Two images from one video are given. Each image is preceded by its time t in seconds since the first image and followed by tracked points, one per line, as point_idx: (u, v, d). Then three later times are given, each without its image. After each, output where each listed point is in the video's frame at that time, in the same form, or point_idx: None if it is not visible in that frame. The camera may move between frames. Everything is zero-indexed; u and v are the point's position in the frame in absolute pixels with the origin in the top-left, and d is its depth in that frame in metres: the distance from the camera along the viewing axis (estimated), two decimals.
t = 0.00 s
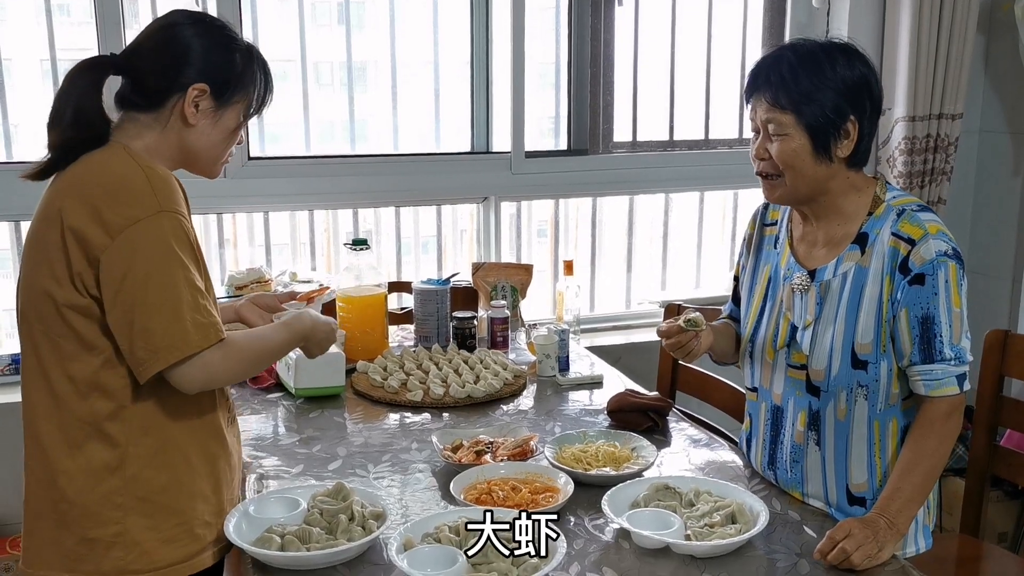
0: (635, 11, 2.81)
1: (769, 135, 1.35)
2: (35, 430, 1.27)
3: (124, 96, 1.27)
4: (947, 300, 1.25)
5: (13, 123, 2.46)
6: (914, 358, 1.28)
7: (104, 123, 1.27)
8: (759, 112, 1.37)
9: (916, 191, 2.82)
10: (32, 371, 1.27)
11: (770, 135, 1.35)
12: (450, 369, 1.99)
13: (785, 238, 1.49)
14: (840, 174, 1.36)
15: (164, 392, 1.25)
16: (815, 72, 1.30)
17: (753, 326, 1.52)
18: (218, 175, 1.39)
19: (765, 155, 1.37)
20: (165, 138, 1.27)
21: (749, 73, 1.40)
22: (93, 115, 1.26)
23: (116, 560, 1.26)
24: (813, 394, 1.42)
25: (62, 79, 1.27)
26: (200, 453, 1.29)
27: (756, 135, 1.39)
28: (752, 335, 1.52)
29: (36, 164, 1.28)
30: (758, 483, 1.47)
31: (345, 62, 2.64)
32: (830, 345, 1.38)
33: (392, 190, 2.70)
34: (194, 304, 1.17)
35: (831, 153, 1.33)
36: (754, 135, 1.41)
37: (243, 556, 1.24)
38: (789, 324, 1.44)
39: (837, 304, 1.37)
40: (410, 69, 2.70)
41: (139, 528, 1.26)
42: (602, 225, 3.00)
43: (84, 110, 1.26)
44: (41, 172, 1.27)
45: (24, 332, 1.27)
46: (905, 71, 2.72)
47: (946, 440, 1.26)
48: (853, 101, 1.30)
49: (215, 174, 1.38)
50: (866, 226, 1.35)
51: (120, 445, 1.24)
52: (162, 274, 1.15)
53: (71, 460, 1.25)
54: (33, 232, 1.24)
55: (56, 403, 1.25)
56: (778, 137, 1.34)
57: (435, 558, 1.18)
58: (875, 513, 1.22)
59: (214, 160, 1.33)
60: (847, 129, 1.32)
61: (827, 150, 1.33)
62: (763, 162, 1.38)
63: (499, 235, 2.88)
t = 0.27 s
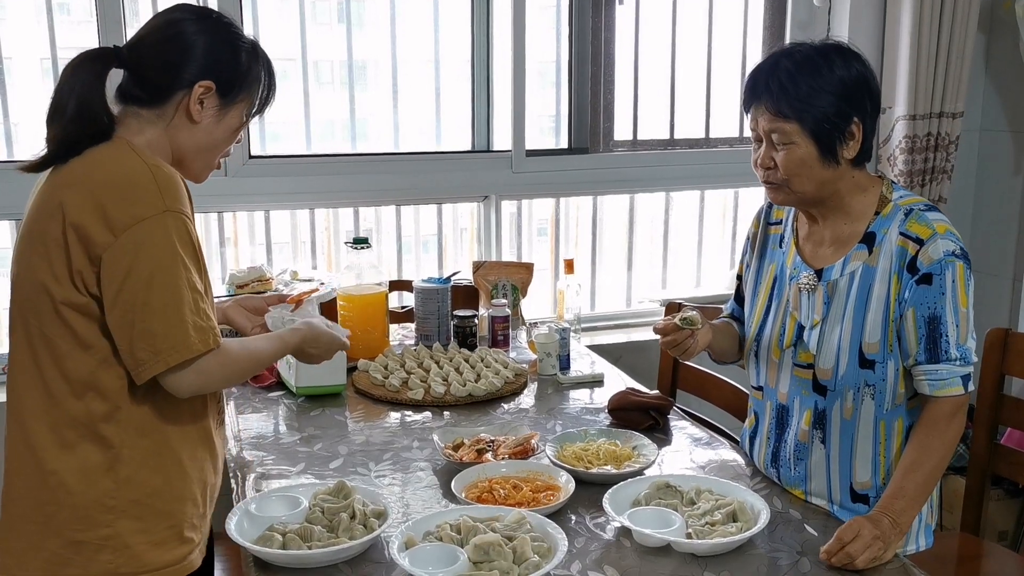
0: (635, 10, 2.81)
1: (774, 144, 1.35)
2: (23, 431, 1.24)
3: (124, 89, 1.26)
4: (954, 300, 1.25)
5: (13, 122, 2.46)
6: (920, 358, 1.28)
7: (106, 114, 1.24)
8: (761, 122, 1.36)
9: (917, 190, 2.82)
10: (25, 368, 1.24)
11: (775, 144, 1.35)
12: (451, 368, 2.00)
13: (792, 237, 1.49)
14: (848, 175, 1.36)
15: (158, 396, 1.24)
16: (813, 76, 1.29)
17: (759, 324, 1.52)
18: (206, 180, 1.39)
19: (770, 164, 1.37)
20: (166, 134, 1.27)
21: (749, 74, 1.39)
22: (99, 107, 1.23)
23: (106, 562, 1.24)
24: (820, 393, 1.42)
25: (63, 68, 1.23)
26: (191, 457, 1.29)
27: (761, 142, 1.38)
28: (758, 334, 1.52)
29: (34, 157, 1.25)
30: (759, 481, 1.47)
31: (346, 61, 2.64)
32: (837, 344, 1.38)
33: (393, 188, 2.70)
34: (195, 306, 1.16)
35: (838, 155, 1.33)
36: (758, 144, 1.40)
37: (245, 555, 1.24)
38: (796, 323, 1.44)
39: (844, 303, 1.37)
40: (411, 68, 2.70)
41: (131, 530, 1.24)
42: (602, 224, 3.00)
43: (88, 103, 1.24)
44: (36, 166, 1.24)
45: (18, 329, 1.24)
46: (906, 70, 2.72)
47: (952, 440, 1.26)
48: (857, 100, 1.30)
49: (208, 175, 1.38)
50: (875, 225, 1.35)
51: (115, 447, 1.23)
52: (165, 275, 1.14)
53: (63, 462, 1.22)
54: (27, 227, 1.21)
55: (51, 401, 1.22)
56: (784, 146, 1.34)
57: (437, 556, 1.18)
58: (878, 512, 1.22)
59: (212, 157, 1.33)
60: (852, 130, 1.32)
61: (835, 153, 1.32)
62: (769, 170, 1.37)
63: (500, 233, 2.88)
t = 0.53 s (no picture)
0: (635, 9, 2.81)
1: (775, 153, 1.34)
2: (25, 425, 1.24)
3: (124, 87, 1.25)
4: (956, 299, 1.25)
5: (13, 121, 2.46)
6: (921, 357, 1.28)
7: (106, 112, 1.24)
8: (761, 131, 1.35)
9: (917, 189, 2.82)
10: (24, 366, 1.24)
11: (777, 152, 1.34)
12: (451, 367, 2.00)
13: (795, 237, 1.49)
14: (850, 177, 1.36)
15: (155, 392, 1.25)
16: (811, 80, 1.28)
17: (759, 325, 1.52)
18: (215, 171, 1.39)
19: (772, 172, 1.36)
20: (165, 133, 1.27)
21: (749, 77, 1.38)
22: (98, 104, 1.23)
23: (109, 554, 1.25)
24: (821, 393, 1.42)
25: (65, 65, 1.24)
26: (190, 447, 1.31)
27: (761, 146, 1.38)
28: (758, 334, 1.52)
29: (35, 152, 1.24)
30: (759, 480, 1.47)
31: (346, 60, 2.64)
32: (839, 343, 1.38)
33: (393, 187, 2.70)
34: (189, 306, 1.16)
35: (840, 160, 1.32)
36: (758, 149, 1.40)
37: (245, 553, 1.24)
38: (798, 323, 1.45)
39: (847, 303, 1.37)
40: (411, 67, 2.70)
41: (134, 522, 1.25)
42: (602, 223, 3.00)
43: (88, 101, 1.23)
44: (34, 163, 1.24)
45: (18, 326, 1.24)
46: (907, 69, 2.72)
47: (953, 439, 1.26)
48: (858, 100, 1.29)
49: (213, 170, 1.38)
50: (877, 224, 1.35)
51: (116, 440, 1.23)
52: (160, 273, 1.14)
53: (66, 455, 1.22)
54: (26, 224, 1.22)
55: (51, 397, 1.23)
56: (785, 155, 1.33)
57: (437, 554, 1.18)
58: (877, 512, 1.22)
59: (212, 156, 1.33)
60: (854, 135, 1.32)
61: (837, 159, 1.32)
62: (773, 178, 1.37)
63: (500, 232, 2.88)
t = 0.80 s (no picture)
0: (635, 7, 2.81)
1: (772, 150, 1.34)
2: (46, 422, 1.29)
3: (126, 92, 1.28)
4: (955, 297, 1.25)
5: (12, 120, 2.46)
6: (921, 355, 1.27)
7: (111, 116, 1.26)
8: (759, 129, 1.35)
9: (916, 187, 2.82)
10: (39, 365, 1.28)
11: (773, 150, 1.34)
12: (450, 365, 2.00)
13: (794, 235, 1.49)
14: (849, 175, 1.35)
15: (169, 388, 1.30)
16: (807, 81, 1.28)
17: (759, 324, 1.52)
18: (213, 170, 1.42)
19: (771, 169, 1.37)
20: (165, 135, 1.30)
21: (746, 80, 1.37)
22: (101, 110, 1.25)
23: (133, 543, 1.30)
24: (818, 391, 1.42)
25: (69, 72, 1.27)
26: (203, 436, 1.36)
27: (759, 147, 1.38)
28: (757, 333, 1.53)
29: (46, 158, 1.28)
30: (758, 478, 1.47)
31: (345, 58, 2.63)
32: (837, 342, 1.38)
33: (392, 186, 2.70)
34: (198, 305, 1.20)
35: (838, 158, 1.32)
36: (758, 149, 1.39)
37: (243, 551, 1.24)
38: (796, 321, 1.44)
39: (845, 301, 1.37)
40: (410, 65, 2.70)
41: (155, 511, 1.30)
42: (602, 222, 3.00)
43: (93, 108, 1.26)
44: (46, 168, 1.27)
45: (30, 326, 1.28)
46: (906, 67, 2.72)
47: (953, 437, 1.26)
48: (854, 102, 1.29)
49: (210, 168, 1.41)
50: (876, 222, 1.35)
51: (133, 434, 1.28)
52: (169, 275, 1.18)
53: (85, 450, 1.27)
54: (38, 228, 1.25)
55: (68, 395, 1.27)
56: (782, 152, 1.33)
57: (435, 552, 1.18)
58: (875, 509, 1.22)
59: (210, 156, 1.36)
60: (850, 133, 1.31)
61: (834, 158, 1.32)
62: (769, 175, 1.37)
63: (499, 231, 2.88)
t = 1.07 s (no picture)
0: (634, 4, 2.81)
1: (771, 146, 1.34)
2: (65, 418, 1.29)
3: (128, 95, 1.29)
4: (956, 294, 1.25)
5: (11, 117, 2.46)
6: (922, 352, 1.27)
7: (116, 119, 1.26)
8: (758, 125, 1.35)
9: (916, 183, 2.82)
10: (55, 365, 1.28)
11: (773, 146, 1.34)
12: (450, 362, 1.99)
13: (795, 233, 1.49)
14: (849, 171, 1.35)
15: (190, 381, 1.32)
16: (806, 77, 1.28)
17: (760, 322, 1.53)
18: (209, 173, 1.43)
19: (770, 165, 1.36)
20: (167, 137, 1.31)
21: (745, 76, 1.37)
22: (108, 111, 1.25)
23: (157, 533, 1.31)
24: (819, 388, 1.42)
25: (72, 79, 1.26)
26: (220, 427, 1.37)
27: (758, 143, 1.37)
28: (759, 331, 1.53)
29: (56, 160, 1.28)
30: (758, 475, 1.47)
31: (344, 55, 2.63)
32: (838, 339, 1.38)
33: (391, 183, 2.70)
34: (222, 299, 1.25)
35: (837, 154, 1.31)
36: (756, 146, 1.39)
37: (243, 548, 1.24)
38: (797, 318, 1.44)
39: (846, 298, 1.37)
40: (410, 62, 2.70)
41: (177, 501, 1.31)
42: (602, 218, 3.00)
43: (99, 109, 1.25)
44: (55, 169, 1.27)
45: (44, 327, 1.28)
46: (905, 64, 2.71)
47: (954, 434, 1.26)
48: (853, 99, 1.29)
49: (207, 172, 1.42)
50: (877, 219, 1.35)
51: (155, 425, 1.29)
52: (195, 272, 1.22)
53: (109, 444, 1.28)
54: (52, 228, 1.25)
55: (89, 392, 1.27)
56: (780, 148, 1.33)
57: (434, 550, 1.19)
58: (875, 506, 1.22)
59: (209, 158, 1.37)
60: (849, 128, 1.31)
61: (833, 153, 1.31)
62: (769, 172, 1.37)
63: (499, 228, 2.88)
